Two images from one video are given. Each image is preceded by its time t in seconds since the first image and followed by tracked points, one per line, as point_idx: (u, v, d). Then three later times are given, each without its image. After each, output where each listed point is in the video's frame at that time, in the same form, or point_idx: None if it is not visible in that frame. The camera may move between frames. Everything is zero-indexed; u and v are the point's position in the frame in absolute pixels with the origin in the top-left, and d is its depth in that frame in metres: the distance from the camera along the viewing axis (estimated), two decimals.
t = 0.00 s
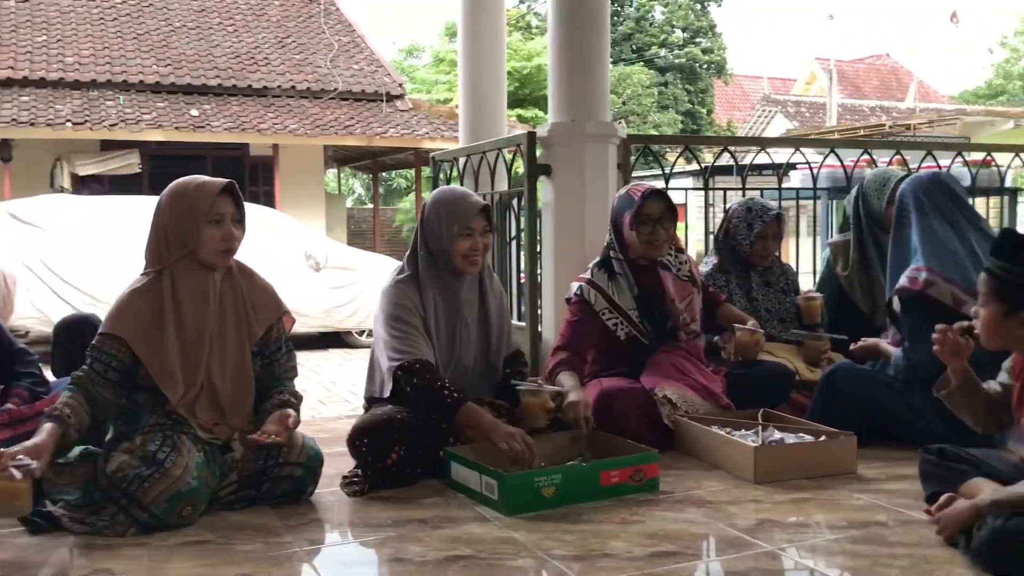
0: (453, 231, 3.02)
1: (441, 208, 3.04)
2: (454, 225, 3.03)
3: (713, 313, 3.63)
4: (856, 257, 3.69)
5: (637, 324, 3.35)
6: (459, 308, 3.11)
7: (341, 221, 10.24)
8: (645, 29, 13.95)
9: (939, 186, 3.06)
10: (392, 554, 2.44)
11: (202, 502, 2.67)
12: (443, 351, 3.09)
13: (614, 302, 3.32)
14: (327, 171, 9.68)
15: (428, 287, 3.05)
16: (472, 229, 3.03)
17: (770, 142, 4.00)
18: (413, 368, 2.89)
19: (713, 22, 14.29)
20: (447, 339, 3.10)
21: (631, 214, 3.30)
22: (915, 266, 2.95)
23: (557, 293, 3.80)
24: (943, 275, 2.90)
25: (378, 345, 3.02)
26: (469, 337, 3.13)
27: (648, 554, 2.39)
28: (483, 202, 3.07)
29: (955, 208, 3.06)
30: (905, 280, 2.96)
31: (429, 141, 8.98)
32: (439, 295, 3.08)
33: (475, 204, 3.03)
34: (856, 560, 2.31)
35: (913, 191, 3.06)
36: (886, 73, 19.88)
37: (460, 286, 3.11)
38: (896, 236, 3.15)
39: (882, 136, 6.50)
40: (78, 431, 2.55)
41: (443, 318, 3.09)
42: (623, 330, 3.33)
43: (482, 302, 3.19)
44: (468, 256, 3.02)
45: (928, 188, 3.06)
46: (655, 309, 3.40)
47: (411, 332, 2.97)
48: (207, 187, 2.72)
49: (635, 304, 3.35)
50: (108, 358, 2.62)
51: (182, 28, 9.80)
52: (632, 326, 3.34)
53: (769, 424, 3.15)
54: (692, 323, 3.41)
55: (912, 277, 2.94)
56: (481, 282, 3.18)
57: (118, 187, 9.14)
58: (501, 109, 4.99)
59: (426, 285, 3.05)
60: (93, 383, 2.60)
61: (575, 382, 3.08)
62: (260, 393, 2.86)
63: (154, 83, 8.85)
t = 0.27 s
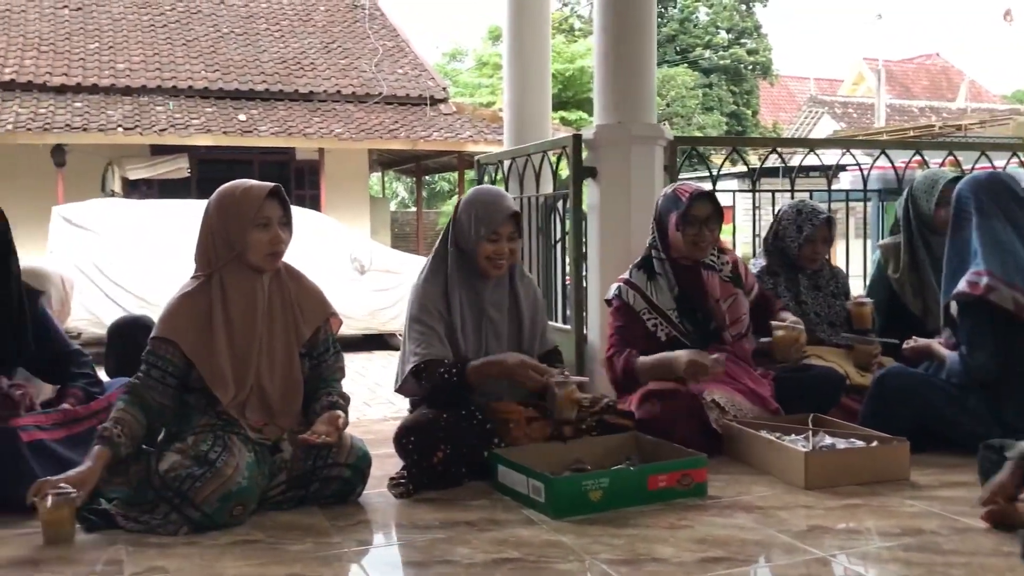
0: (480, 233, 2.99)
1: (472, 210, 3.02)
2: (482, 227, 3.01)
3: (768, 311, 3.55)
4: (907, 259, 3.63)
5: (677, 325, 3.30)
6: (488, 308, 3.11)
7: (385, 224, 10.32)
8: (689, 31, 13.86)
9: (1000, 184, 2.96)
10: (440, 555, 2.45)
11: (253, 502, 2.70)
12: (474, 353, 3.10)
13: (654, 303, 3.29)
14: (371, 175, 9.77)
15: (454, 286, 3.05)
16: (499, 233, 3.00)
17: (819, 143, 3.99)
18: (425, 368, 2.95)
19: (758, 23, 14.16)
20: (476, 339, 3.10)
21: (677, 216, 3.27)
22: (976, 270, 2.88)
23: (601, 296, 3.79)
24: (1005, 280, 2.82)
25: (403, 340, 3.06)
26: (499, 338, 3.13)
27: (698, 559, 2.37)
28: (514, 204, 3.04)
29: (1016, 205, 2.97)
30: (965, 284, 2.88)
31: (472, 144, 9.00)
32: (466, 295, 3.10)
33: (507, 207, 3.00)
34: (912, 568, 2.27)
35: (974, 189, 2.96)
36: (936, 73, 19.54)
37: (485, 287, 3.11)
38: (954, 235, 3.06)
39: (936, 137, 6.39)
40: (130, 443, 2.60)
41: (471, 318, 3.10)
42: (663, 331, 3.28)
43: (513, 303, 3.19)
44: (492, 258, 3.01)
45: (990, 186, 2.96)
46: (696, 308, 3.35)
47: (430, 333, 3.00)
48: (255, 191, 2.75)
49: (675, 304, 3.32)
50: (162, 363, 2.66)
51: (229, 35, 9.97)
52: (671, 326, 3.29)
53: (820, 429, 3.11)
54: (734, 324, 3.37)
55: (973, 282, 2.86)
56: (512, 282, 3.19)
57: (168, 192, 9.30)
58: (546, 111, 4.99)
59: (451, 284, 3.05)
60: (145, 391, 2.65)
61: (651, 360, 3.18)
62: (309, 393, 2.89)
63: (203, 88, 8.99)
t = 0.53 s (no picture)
0: (515, 232, 2.98)
1: (508, 210, 3.00)
2: (515, 226, 2.99)
3: (815, 314, 3.52)
4: (966, 262, 3.57)
5: (727, 324, 3.29)
6: (528, 309, 3.10)
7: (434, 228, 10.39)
8: (739, 31, 13.75)
9: None
10: (493, 558, 2.45)
11: (308, 503, 2.73)
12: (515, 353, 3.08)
13: (704, 300, 3.26)
14: (420, 179, 9.83)
15: (491, 286, 3.04)
16: (534, 233, 2.98)
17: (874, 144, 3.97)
18: (462, 364, 2.93)
19: (810, 23, 13.99)
20: (516, 338, 3.09)
21: (726, 217, 3.25)
22: None
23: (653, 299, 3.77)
24: None
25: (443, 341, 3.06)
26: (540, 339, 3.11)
27: (754, 565, 2.34)
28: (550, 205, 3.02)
29: None
30: None
31: (520, 148, 9.01)
32: (505, 296, 3.08)
33: (538, 209, 2.97)
34: None
35: None
36: (994, 71, 19.13)
37: (523, 287, 3.09)
38: None
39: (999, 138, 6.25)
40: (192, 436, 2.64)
41: (510, 319, 3.08)
42: (714, 326, 3.28)
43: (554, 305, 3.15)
44: (528, 258, 2.99)
45: None
46: (744, 306, 3.32)
47: (469, 333, 2.99)
48: (313, 196, 2.79)
49: (722, 302, 3.29)
50: (220, 365, 2.70)
51: (281, 42, 10.12)
52: (721, 322, 3.28)
53: (877, 435, 3.06)
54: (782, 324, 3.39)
55: None
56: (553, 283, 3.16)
57: (222, 197, 9.46)
58: (596, 114, 4.98)
59: (489, 285, 3.04)
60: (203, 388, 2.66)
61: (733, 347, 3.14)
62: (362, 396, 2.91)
63: (256, 95, 9.13)
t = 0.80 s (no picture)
0: (568, 233, 2.99)
1: (560, 211, 3.02)
2: (569, 227, 3.00)
3: (871, 327, 3.40)
4: None
5: (781, 324, 3.23)
6: (582, 311, 3.09)
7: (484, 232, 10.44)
8: (791, 32, 13.59)
9: None
10: (550, 561, 2.45)
11: (365, 504, 2.75)
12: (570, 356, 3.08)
13: (758, 299, 3.23)
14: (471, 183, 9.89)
15: (545, 288, 3.05)
16: (587, 233, 2.99)
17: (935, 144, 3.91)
18: (521, 367, 2.93)
19: (864, 22, 13.78)
20: (570, 340, 3.09)
21: (778, 217, 3.22)
22: None
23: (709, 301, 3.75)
24: None
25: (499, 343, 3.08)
26: (593, 341, 3.10)
27: (814, 571, 2.30)
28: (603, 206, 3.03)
29: None
30: None
31: (570, 151, 9.01)
32: (559, 298, 3.09)
33: (592, 209, 2.98)
34: None
35: None
36: None
37: (576, 290, 3.09)
38: None
39: None
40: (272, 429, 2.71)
41: (564, 321, 3.08)
42: (768, 327, 3.23)
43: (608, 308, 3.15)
44: (581, 259, 3.00)
45: None
46: (798, 307, 3.26)
47: (525, 334, 3.00)
48: (374, 200, 2.82)
49: (777, 303, 3.25)
50: (281, 365, 2.76)
51: (334, 49, 10.26)
52: (775, 323, 3.23)
53: (939, 440, 3.00)
54: (837, 329, 3.31)
55: None
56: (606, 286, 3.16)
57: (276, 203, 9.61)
58: (649, 116, 4.97)
59: (543, 286, 3.06)
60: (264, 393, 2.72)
61: (777, 358, 3.12)
62: (419, 399, 2.96)
63: (310, 102, 9.26)
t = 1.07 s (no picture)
0: (629, 236, 2.98)
1: (621, 214, 3.01)
2: (631, 231, 2.99)
3: (926, 327, 3.30)
4: None
5: (837, 327, 3.20)
6: (639, 316, 3.08)
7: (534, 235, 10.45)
8: (847, 31, 13.38)
9: None
10: (604, 564, 2.44)
11: (419, 506, 2.77)
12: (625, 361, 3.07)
13: (811, 303, 3.21)
14: (522, 187, 9.91)
15: (603, 292, 3.05)
16: (649, 237, 2.98)
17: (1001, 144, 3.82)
18: (581, 372, 2.93)
19: (923, 20, 13.50)
20: (626, 345, 3.08)
21: (831, 217, 3.19)
22: None
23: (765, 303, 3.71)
24: None
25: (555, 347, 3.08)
26: (650, 346, 3.09)
27: None
28: (664, 209, 3.02)
29: None
30: None
31: (622, 154, 8.97)
32: (615, 303, 3.08)
33: (656, 212, 2.97)
34: None
35: None
36: None
37: (634, 294, 3.08)
38: None
39: None
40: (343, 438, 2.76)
41: (619, 326, 3.07)
42: (822, 331, 3.20)
43: (665, 312, 3.12)
44: (642, 263, 2.99)
45: None
46: (852, 310, 3.22)
47: (582, 339, 3.00)
48: (426, 204, 2.84)
49: (831, 305, 3.22)
50: (347, 366, 2.78)
51: (387, 55, 10.37)
52: (830, 326, 3.20)
53: (1004, 446, 2.93)
54: (893, 332, 3.26)
55: None
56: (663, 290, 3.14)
57: (330, 208, 9.74)
58: (703, 118, 4.93)
59: (600, 289, 3.06)
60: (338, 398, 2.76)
61: (828, 375, 3.09)
62: (474, 402, 2.97)
63: (363, 108, 9.37)
